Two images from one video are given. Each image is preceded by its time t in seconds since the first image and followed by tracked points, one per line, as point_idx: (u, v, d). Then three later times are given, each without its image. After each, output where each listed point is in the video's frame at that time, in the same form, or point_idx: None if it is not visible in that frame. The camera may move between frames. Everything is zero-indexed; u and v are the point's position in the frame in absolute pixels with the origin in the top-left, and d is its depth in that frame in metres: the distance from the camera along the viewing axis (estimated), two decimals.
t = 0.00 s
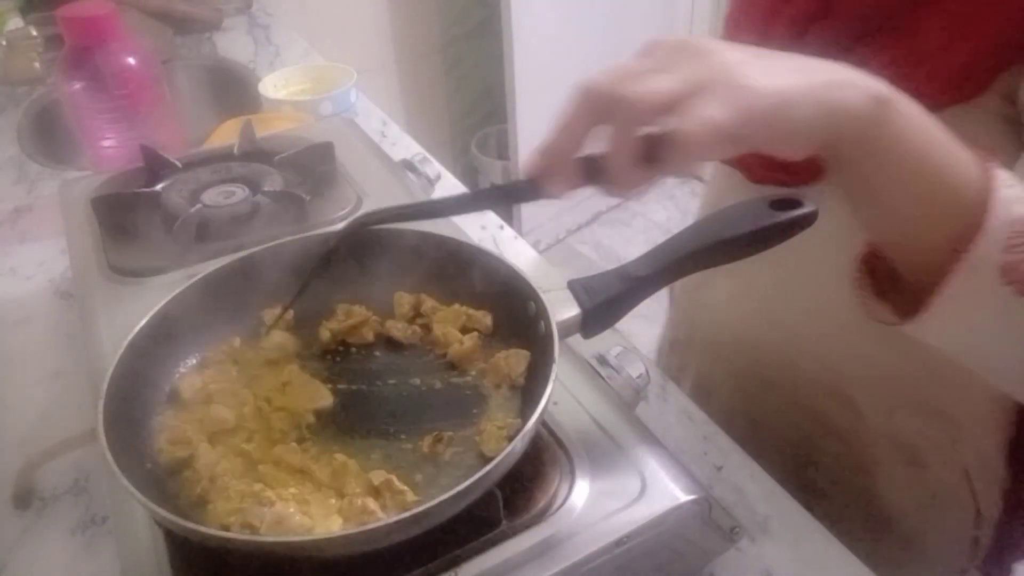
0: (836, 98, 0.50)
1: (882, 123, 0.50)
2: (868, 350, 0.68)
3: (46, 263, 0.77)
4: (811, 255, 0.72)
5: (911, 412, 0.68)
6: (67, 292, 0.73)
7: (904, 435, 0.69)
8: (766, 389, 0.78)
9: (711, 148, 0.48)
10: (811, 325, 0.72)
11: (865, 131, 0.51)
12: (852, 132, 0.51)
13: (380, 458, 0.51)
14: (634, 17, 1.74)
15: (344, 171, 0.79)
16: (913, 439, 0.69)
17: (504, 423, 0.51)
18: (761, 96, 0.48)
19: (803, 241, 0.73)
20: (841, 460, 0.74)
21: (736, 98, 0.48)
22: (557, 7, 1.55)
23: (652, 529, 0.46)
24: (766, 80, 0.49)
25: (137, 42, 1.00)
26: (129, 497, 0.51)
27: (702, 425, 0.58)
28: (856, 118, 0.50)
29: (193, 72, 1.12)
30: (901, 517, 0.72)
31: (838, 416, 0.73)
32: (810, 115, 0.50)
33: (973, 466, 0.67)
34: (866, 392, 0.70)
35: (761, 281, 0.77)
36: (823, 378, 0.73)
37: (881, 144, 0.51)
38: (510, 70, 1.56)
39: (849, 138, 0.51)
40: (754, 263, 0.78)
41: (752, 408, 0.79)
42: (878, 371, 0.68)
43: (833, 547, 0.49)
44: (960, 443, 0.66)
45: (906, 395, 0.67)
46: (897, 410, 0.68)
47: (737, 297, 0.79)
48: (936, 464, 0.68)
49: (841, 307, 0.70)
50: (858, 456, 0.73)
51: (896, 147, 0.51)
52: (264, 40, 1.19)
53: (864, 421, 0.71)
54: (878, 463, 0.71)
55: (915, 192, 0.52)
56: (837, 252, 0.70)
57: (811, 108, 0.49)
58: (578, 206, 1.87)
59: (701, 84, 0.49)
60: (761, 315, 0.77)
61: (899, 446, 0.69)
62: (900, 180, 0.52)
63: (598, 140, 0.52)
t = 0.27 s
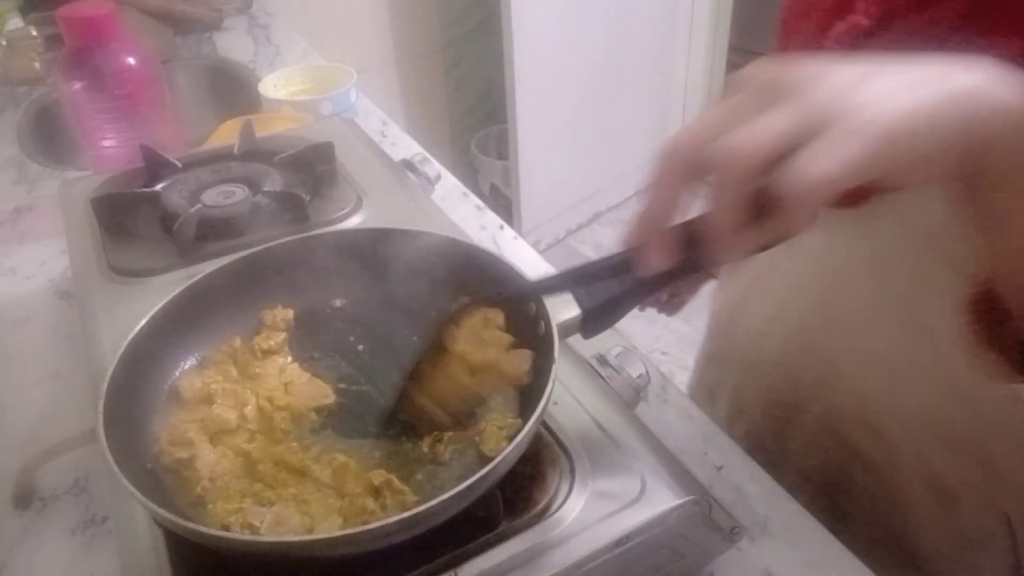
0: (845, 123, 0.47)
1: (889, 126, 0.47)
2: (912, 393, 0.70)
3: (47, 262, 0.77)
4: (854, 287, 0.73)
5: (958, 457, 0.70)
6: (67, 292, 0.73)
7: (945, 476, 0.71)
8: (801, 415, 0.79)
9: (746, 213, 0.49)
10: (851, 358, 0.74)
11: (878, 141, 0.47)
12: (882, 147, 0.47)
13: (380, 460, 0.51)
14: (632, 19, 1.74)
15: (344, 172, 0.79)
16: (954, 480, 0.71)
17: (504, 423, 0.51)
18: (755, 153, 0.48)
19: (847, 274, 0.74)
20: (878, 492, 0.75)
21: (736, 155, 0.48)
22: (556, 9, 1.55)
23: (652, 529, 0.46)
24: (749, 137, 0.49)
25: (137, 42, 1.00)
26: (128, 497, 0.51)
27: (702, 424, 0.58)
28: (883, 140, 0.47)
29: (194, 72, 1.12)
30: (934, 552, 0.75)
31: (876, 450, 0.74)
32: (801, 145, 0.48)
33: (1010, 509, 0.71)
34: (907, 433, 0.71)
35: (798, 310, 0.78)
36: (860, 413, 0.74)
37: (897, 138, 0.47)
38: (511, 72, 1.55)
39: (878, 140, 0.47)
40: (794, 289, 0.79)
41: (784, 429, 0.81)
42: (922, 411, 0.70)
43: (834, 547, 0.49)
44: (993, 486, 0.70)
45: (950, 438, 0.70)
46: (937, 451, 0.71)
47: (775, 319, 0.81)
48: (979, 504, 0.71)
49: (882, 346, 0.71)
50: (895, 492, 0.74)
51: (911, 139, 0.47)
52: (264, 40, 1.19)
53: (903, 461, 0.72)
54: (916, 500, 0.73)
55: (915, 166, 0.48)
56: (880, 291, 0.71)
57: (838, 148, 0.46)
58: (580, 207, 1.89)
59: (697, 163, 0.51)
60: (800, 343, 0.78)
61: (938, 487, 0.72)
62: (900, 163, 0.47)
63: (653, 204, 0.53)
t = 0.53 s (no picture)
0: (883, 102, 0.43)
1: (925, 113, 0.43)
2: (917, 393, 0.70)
3: (47, 263, 0.77)
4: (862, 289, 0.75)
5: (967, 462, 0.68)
6: (67, 292, 0.73)
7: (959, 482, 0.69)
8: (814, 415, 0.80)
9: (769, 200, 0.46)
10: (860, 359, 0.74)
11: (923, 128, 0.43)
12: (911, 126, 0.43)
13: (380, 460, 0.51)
14: (633, 19, 1.74)
15: (344, 172, 0.79)
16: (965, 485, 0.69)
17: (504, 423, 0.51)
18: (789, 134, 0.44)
19: (855, 276, 0.75)
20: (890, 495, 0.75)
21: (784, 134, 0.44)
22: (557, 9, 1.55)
23: (652, 529, 0.46)
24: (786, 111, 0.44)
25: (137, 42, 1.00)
26: (128, 497, 0.51)
27: (702, 424, 0.58)
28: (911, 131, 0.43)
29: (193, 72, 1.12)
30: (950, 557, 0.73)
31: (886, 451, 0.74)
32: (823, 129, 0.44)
33: (1021, 521, 0.68)
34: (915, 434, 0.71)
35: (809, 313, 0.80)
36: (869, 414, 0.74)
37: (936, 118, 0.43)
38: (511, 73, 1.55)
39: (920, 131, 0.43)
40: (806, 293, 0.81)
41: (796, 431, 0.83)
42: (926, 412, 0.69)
43: (834, 548, 0.49)
44: (1006, 494, 0.67)
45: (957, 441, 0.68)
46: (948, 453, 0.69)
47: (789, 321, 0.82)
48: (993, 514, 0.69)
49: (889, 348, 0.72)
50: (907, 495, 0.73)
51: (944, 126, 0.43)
52: (264, 40, 1.19)
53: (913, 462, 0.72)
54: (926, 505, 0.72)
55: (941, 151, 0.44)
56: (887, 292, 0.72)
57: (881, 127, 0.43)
58: (580, 207, 1.89)
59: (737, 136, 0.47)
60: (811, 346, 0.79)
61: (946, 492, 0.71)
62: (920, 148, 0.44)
63: (669, 194, 0.50)
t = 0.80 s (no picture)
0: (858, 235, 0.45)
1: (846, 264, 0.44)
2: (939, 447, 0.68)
3: (47, 263, 0.77)
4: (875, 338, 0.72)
5: (991, 513, 0.66)
6: (67, 292, 0.73)
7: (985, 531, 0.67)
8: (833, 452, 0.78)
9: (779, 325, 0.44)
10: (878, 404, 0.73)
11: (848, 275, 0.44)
12: (898, 260, 0.44)
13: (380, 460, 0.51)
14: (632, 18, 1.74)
15: (345, 172, 0.79)
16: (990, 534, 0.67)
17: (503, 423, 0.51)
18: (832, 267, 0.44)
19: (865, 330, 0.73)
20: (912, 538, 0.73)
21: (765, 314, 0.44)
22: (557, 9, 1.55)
23: (651, 529, 0.46)
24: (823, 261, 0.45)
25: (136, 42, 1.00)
26: (128, 497, 0.51)
27: (702, 424, 0.58)
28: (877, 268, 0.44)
29: (193, 72, 1.12)
30: None
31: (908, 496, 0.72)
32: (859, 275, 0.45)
33: None
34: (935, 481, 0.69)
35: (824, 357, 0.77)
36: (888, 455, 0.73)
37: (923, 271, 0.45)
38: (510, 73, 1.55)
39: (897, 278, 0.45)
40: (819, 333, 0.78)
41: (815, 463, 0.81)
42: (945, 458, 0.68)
43: (834, 547, 0.49)
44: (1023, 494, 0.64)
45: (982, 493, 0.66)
46: (971, 502, 0.67)
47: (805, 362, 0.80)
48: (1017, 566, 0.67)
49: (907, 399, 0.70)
50: (931, 540, 0.72)
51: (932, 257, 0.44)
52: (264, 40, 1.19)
53: (934, 505, 0.70)
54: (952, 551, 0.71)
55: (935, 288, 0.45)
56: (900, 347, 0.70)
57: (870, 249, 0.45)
58: (580, 207, 1.89)
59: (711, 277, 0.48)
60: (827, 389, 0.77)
61: (972, 541, 0.69)
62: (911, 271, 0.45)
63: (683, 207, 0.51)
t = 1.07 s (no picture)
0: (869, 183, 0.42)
1: (837, 220, 0.41)
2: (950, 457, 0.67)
3: (46, 263, 0.77)
4: (885, 348, 0.72)
5: (1000, 523, 0.67)
6: (66, 292, 0.73)
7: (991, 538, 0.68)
8: (838, 458, 0.76)
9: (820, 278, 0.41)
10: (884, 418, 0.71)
11: (842, 225, 0.41)
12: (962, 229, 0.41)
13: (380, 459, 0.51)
14: (632, 19, 1.74)
15: (345, 172, 0.79)
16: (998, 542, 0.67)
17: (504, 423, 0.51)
18: (833, 214, 0.41)
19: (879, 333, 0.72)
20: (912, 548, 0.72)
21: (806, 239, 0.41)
22: (556, 9, 1.55)
23: (651, 529, 0.46)
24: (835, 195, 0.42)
25: (137, 42, 1.00)
26: (129, 497, 0.51)
27: (702, 424, 0.58)
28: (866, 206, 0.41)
29: (193, 73, 1.12)
30: None
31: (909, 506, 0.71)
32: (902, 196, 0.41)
33: None
34: (938, 493, 0.69)
35: (832, 364, 0.76)
36: (890, 467, 0.72)
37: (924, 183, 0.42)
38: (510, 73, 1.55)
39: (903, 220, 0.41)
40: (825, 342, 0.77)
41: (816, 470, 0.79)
42: (951, 470, 0.68)
43: (834, 548, 0.49)
44: None
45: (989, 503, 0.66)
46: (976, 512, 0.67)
47: (811, 371, 0.78)
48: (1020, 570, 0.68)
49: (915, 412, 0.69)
50: (933, 549, 0.71)
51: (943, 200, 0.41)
52: (264, 40, 1.19)
53: (937, 516, 0.70)
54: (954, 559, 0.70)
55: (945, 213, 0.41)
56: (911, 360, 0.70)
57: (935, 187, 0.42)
58: (580, 207, 1.89)
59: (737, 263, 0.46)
60: (832, 396, 0.76)
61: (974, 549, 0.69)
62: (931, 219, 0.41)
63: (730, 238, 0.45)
